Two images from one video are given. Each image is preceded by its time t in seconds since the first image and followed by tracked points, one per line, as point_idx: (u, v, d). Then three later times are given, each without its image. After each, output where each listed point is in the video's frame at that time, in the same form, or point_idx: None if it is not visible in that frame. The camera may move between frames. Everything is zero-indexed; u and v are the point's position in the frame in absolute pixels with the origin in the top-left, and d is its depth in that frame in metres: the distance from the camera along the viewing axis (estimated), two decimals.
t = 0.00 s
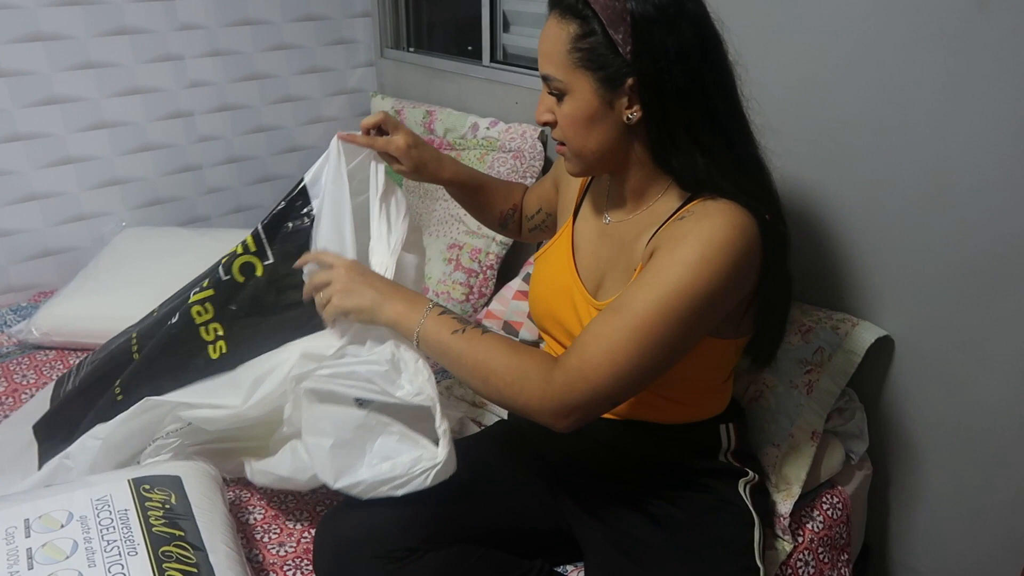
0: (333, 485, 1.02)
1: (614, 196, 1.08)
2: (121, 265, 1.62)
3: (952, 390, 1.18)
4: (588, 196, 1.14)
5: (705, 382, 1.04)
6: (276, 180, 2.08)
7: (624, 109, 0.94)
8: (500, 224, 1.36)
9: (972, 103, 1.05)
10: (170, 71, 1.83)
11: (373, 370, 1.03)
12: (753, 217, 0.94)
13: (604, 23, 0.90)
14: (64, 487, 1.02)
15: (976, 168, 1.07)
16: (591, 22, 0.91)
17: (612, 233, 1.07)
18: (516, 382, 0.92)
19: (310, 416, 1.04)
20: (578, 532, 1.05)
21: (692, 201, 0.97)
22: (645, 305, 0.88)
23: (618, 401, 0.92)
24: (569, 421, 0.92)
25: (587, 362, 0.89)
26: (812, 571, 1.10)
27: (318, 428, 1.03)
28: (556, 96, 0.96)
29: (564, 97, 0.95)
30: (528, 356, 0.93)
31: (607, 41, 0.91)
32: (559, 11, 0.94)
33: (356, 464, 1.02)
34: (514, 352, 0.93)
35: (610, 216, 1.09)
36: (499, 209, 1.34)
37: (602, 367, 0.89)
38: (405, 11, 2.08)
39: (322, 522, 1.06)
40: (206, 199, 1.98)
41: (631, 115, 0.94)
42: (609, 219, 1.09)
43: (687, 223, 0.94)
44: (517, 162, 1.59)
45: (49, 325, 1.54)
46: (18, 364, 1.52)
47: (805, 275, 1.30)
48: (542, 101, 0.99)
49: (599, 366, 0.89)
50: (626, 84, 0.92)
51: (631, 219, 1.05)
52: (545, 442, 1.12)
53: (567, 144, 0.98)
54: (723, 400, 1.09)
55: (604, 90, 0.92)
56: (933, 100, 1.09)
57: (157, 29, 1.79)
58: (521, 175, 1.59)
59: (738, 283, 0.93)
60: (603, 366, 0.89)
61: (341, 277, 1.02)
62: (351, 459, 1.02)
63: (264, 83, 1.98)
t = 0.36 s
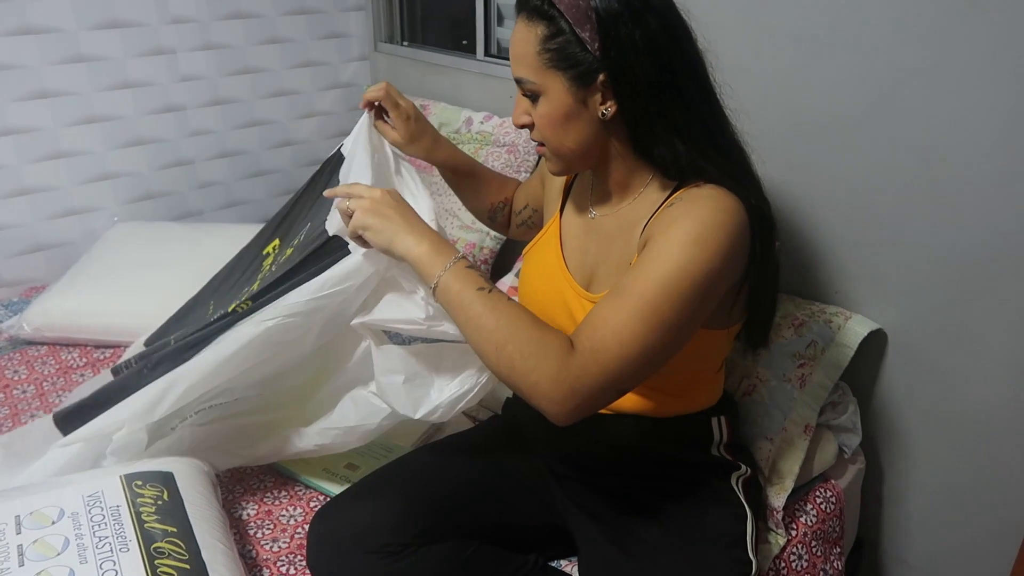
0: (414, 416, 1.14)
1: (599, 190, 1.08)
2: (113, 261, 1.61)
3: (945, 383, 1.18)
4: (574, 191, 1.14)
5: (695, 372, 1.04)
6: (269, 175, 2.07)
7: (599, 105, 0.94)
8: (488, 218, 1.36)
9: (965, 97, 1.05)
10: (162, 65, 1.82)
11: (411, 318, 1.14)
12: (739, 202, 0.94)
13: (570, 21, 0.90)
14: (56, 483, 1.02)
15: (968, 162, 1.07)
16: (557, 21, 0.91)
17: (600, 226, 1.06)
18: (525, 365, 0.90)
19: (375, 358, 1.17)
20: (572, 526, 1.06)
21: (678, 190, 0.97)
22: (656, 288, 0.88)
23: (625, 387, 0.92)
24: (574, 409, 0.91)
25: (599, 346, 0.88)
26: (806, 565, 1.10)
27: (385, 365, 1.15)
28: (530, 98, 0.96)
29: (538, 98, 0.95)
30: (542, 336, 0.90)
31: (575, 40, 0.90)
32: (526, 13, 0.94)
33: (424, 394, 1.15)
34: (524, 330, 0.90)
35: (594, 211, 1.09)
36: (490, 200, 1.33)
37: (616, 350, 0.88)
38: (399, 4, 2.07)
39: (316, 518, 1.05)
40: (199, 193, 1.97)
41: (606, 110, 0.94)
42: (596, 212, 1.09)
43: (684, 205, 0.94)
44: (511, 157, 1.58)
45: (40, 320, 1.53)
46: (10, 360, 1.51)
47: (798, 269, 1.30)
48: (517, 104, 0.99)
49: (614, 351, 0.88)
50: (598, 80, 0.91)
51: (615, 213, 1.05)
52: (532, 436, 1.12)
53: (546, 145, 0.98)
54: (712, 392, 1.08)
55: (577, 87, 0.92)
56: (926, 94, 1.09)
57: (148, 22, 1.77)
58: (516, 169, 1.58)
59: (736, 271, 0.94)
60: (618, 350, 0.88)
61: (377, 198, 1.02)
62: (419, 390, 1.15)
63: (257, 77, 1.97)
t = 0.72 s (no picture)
0: (402, 404, 1.14)
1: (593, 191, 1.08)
2: (109, 260, 1.61)
3: (944, 383, 1.18)
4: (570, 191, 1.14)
5: (693, 370, 1.04)
6: (267, 173, 2.07)
7: (591, 106, 0.94)
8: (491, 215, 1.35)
9: (966, 95, 1.05)
10: (159, 63, 1.82)
11: (407, 297, 1.13)
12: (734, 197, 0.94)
13: (558, 24, 0.90)
14: (53, 483, 1.02)
15: (968, 161, 1.07)
16: (545, 25, 0.91)
17: (594, 225, 1.06)
18: (517, 353, 0.90)
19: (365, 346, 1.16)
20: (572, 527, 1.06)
21: (672, 186, 0.97)
22: (648, 281, 0.87)
23: (616, 379, 0.92)
24: (564, 401, 0.91)
25: (592, 338, 0.88)
26: (805, 564, 1.10)
27: (375, 352, 1.15)
28: (522, 102, 0.96)
29: (530, 101, 0.95)
30: (536, 323, 0.90)
31: (564, 43, 0.90)
32: (513, 18, 0.94)
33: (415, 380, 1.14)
34: (517, 318, 0.90)
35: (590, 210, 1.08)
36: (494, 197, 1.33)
37: (609, 342, 0.88)
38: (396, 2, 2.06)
39: (313, 520, 1.05)
40: (196, 192, 1.96)
41: (599, 111, 0.94)
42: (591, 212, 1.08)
43: (680, 199, 0.93)
44: (510, 155, 1.57)
45: (37, 320, 1.52)
46: (6, 359, 1.51)
47: (797, 268, 1.30)
48: (510, 109, 0.99)
49: (606, 342, 0.88)
50: (589, 80, 0.91)
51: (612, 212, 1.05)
52: (533, 437, 1.12)
53: (541, 148, 0.98)
54: (711, 391, 1.08)
55: (568, 89, 0.92)
56: (925, 92, 1.08)
57: (144, 20, 1.77)
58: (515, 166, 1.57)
59: (731, 267, 0.93)
60: (610, 342, 0.88)
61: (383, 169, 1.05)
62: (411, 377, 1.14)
63: (255, 75, 1.96)
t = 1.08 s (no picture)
0: (408, 398, 1.12)
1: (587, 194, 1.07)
2: (108, 259, 1.60)
3: (944, 383, 1.18)
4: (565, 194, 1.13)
5: (689, 371, 1.03)
6: (266, 172, 2.06)
7: (585, 108, 0.93)
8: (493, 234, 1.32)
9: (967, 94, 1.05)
10: (157, 62, 1.81)
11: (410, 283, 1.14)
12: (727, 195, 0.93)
13: (552, 27, 0.89)
14: (54, 482, 1.02)
15: (969, 159, 1.07)
16: (539, 26, 0.90)
17: (589, 226, 1.06)
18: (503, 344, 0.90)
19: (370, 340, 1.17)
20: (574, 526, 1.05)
21: (663, 184, 0.97)
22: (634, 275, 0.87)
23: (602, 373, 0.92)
24: (548, 394, 0.92)
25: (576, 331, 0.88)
26: (806, 564, 1.10)
27: (382, 346, 1.15)
28: (514, 104, 0.95)
29: (522, 104, 0.94)
30: (523, 315, 0.90)
31: (557, 45, 0.90)
32: (506, 19, 0.93)
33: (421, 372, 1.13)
34: (503, 309, 0.91)
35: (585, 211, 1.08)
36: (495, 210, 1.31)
37: (594, 334, 0.88)
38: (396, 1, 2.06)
39: (314, 518, 1.05)
40: (195, 191, 1.96)
41: (592, 113, 0.94)
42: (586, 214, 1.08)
43: (670, 196, 0.93)
44: (510, 154, 1.56)
45: (36, 319, 1.52)
46: (5, 358, 1.50)
47: (797, 267, 1.30)
48: (501, 111, 0.98)
49: (591, 335, 0.88)
50: (583, 82, 0.91)
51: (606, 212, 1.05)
52: (533, 434, 1.12)
53: (534, 149, 0.98)
54: (711, 392, 1.07)
55: (561, 90, 0.92)
56: (927, 91, 1.08)
57: (143, 18, 1.76)
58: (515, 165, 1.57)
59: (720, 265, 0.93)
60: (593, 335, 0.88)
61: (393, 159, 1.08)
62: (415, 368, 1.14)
63: (253, 74, 1.96)
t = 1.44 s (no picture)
0: (403, 426, 1.13)
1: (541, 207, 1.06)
2: (107, 259, 1.60)
3: (944, 382, 1.19)
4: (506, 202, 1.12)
5: (657, 373, 1.04)
6: (265, 171, 2.06)
7: (589, 103, 0.95)
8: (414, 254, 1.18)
9: (967, 91, 1.05)
10: (156, 62, 1.81)
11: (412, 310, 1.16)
12: (683, 180, 0.94)
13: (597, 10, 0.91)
14: (52, 483, 1.01)
15: (970, 156, 1.07)
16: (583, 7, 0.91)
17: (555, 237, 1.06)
18: (491, 359, 0.90)
19: (363, 370, 1.16)
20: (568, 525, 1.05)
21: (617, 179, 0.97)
22: (601, 271, 0.87)
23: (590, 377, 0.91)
24: (543, 404, 0.90)
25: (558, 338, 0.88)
26: (805, 561, 1.10)
27: (375, 373, 1.15)
28: (534, 74, 0.90)
29: (541, 77, 0.91)
30: (506, 328, 0.90)
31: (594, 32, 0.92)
32: None
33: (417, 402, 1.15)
34: (491, 324, 0.91)
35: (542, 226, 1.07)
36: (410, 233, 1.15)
37: (573, 338, 0.87)
38: None
39: (314, 521, 1.05)
40: (193, 190, 1.96)
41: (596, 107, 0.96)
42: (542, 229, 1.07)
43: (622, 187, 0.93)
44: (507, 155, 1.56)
45: (34, 319, 1.52)
46: (4, 359, 1.50)
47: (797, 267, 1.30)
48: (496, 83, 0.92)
49: (573, 339, 0.87)
50: (603, 74, 0.94)
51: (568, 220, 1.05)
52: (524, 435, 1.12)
53: (530, 129, 0.92)
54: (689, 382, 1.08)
55: (583, 75, 0.92)
56: (927, 88, 1.09)
57: (142, 18, 1.76)
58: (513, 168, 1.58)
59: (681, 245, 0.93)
60: (575, 340, 0.87)
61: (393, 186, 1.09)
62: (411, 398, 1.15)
63: (253, 73, 1.96)
